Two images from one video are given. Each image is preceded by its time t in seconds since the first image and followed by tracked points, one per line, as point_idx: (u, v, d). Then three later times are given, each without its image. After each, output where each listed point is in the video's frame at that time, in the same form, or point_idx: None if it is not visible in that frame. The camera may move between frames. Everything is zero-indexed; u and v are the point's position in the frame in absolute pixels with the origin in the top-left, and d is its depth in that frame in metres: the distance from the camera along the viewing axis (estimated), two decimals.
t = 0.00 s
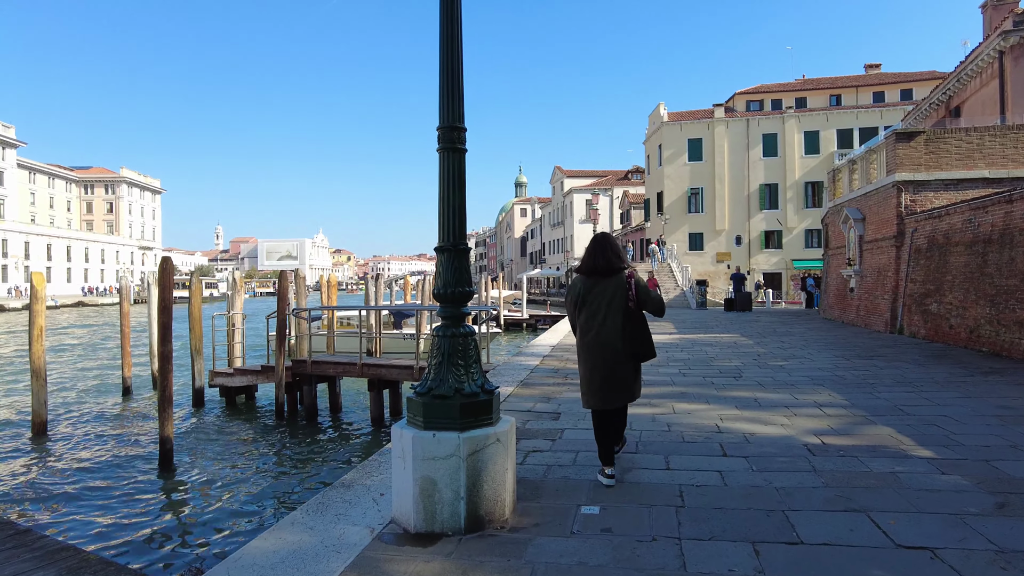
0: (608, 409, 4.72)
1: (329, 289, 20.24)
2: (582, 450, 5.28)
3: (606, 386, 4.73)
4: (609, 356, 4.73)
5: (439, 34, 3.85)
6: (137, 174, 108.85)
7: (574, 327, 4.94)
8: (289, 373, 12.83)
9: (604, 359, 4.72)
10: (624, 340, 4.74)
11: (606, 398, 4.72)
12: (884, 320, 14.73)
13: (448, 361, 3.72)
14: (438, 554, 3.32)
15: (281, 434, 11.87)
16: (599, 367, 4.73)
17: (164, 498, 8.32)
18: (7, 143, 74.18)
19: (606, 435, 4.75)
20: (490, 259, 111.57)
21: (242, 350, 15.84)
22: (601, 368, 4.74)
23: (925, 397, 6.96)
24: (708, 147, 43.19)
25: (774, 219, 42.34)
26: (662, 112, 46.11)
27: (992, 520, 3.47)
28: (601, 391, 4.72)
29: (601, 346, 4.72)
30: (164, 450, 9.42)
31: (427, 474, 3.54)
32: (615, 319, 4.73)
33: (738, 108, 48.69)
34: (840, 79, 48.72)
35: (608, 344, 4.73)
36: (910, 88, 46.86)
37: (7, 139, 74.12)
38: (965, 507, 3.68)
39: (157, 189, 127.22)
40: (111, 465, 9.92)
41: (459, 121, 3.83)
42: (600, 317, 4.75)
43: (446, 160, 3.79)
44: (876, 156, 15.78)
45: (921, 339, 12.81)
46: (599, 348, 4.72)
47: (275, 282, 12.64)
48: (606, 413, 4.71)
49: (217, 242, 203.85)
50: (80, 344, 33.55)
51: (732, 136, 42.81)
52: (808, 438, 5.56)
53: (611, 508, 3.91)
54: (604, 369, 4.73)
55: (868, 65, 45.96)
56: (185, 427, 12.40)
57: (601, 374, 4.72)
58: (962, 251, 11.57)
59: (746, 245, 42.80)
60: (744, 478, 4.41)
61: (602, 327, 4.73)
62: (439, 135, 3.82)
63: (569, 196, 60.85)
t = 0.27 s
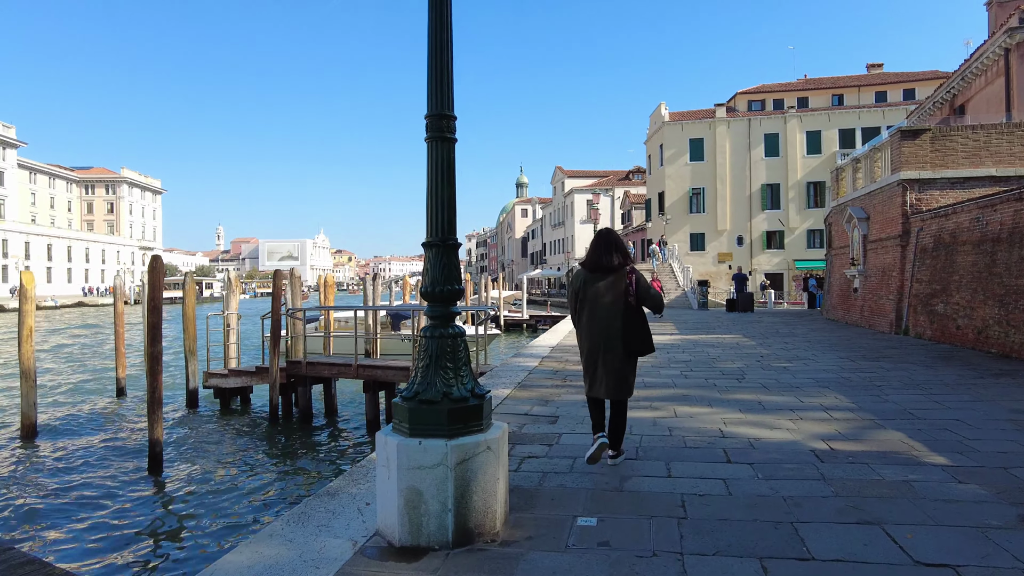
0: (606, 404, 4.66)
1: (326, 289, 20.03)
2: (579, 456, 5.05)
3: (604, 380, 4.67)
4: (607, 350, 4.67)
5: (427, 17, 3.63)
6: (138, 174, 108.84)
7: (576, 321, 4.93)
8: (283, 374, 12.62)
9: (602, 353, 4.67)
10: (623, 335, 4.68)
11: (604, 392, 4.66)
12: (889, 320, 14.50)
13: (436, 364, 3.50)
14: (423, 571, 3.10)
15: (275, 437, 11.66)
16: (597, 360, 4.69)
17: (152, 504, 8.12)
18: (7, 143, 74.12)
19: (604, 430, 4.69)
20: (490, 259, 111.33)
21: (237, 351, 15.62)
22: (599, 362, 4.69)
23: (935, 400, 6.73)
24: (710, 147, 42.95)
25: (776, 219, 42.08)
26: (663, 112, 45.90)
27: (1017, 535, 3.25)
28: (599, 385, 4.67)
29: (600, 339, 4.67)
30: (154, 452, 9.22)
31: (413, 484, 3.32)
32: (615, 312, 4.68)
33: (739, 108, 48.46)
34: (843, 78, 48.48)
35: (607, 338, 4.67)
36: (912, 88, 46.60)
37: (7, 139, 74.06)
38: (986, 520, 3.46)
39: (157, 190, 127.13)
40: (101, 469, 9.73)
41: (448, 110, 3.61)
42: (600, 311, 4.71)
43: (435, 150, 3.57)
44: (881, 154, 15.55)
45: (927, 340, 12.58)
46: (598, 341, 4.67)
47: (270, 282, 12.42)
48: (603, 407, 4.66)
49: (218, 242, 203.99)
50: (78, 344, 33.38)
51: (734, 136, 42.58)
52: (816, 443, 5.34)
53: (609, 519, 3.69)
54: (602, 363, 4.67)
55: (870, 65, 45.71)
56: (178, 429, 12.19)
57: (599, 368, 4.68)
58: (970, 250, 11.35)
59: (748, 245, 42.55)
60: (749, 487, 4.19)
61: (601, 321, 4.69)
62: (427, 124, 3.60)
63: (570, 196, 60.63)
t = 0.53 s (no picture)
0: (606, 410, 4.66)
1: (324, 291, 19.82)
2: (575, 468, 4.82)
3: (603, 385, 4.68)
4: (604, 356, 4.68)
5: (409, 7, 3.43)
6: (140, 175, 108.73)
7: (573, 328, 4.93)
8: (278, 379, 12.41)
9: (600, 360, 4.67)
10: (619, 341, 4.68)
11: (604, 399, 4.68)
12: (894, 323, 14.24)
13: (418, 376, 3.29)
14: None
15: (269, 443, 11.46)
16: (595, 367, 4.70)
17: (138, 516, 7.93)
18: (8, 144, 74.00)
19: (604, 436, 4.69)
20: (492, 260, 111.04)
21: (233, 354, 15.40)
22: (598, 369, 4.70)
23: (946, 408, 6.49)
24: (712, 147, 42.69)
25: (779, 219, 41.80)
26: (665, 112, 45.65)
27: None
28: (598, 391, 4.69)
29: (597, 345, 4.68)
30: (143, 459, 9.02)
31: (392, 506, 3.11)
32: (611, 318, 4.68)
33: (742, 107, 48.18)
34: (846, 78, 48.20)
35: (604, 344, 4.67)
36: (916, 87, 46.28)
37: (8, 139, 73.92)
38: (1008, 543, 3.23)
39: (159, 191, 127.07)
40: (89, 476, 9.54)
41: (432, 105, 3.41)
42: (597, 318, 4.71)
43: (418, 147, 3.37)
44: (886, 154, 15.32)
45: (934, 342, 12.33)
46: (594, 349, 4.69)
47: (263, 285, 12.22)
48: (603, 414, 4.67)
49: (220, 243, 203.99)
50: (76, 346, 33.17)
51: (736, 136, 42.32)
52: (822, 454, 5.11)
53: (604, 540, 3.47)
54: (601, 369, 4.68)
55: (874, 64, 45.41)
56: (171, 434, 12.00)
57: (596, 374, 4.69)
58: (978, 252, 11.11)
59: (750, 246, 42.27)
60: (753, 504, 3.96)
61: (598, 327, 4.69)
62: (409, 120, 3.40)
63: (572, 196, 60.37)
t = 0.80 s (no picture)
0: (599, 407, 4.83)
1: (323, 292, 19.63)
2: (573, 476, 4.61)
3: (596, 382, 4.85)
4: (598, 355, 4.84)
5: None
6: (143, 176, 108.83)
7: (563, 328, 5.05)
8: (274, 381, 12.24)
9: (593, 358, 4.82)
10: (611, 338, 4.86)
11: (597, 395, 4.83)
12: (901, 323, 14.00)
13: (402, 383, 3.09)
14: None
15: (265, 447, 11.28)
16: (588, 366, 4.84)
17: (130, 520, 7.75)
18: (13, 146, 74.07)
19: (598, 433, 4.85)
20: (495, 261, 110.83)
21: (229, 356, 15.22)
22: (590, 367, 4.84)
23: (959, 412, 6.26)
24: (715, 147, 42.43)
25: (783, 220, 41.53)
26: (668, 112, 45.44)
27: None
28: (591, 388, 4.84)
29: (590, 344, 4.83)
30: (134, 463, 8.83)
31: (373, 520, 2.93)
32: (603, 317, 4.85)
33: (745, 107, 47.91)
34: (850, 77, 47.91)
35: (596, 343, 4.84)
36: (921, 86, 45.96)
37: (12, 141, 73.92)
38: None
39: (163, 192, 127.18)
40: (80, 479, 9.35)
41: (416, 94, 3.22)
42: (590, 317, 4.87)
43: (401, 140, 3.18)
44: (892, 152, 15.08)
45: (943, 344, 12.09)
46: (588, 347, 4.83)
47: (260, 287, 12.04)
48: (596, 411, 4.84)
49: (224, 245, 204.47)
50: (78, 348, 33.06)
51: (739, 136, 42.06)
52: (831, 460, 4.89)
53: (600, 556, 3.27)
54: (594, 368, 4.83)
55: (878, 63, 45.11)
56: (165, 438, 11.83)
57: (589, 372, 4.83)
58: (987, 251, 10.88)
59: (754, 246, 42.00)
60: (758, 516, 3.75)
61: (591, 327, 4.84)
62: (393, 110, 3.21)
63: (575, 197, 60.15)
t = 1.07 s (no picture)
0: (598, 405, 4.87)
1: (322, 292, 19.40)
2: (573, 483, 4.38)
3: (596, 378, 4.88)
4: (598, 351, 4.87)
5: None
6: (145, 176, 108.78)
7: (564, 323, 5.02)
8: (270, 382, 12.04)
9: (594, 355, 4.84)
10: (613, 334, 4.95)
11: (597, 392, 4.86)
12: (909, 324, 13.75)
13: (386, 387, 2.87)
14: None
15: (260, 449, 11.07)
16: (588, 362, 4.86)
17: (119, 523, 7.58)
18: (16, 146, 74.11)
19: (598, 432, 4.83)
20: (498, 261, 110.69)
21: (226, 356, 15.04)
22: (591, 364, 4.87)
23: (975, 415, 6.02)
24: (718, 146, 42.16)
25: (786, 220, 41.26)
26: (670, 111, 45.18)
27: None
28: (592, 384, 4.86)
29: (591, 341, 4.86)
30: (125, 465, 8.62)
31: (355, 534, 2.71)
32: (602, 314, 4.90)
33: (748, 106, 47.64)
34: (854, 76, 47.61)
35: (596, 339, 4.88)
36: (926, 85, 45.64)
37: (15, 141, 73.95)
38: None
39: (165, 192, 127.17)
40: (71, 480, 9.16)
41: (402, 75, 3.00)
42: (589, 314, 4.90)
43: (387, 122, 2.95)
44: (899, 149, 14.82)
45: (952, 344, 11.85)
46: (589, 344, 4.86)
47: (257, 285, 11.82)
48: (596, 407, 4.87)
49: (226, 245, 204.53)
50: (77, 348, 32.90)
51: (743, 135, 41.78)
52: (844, 467, 4.65)
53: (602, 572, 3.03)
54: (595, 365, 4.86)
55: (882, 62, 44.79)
56: (159, 438, 11.63)
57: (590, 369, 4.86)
58: (998, 249, 10.63)
59: (757, 246, 41.72)
60: (769, 527, 3.53)
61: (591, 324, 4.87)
62: (377, 93, 2.99)
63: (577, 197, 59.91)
